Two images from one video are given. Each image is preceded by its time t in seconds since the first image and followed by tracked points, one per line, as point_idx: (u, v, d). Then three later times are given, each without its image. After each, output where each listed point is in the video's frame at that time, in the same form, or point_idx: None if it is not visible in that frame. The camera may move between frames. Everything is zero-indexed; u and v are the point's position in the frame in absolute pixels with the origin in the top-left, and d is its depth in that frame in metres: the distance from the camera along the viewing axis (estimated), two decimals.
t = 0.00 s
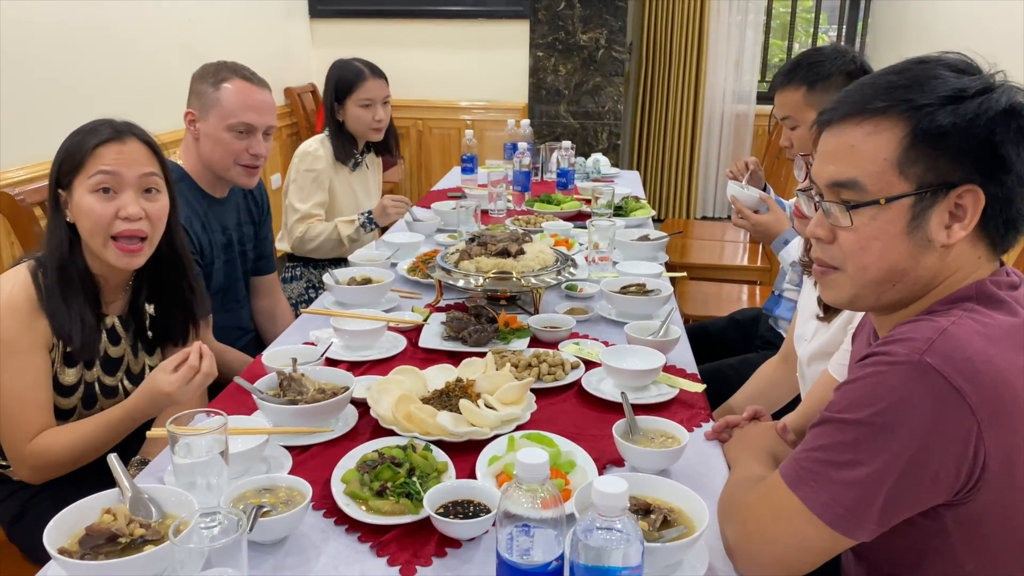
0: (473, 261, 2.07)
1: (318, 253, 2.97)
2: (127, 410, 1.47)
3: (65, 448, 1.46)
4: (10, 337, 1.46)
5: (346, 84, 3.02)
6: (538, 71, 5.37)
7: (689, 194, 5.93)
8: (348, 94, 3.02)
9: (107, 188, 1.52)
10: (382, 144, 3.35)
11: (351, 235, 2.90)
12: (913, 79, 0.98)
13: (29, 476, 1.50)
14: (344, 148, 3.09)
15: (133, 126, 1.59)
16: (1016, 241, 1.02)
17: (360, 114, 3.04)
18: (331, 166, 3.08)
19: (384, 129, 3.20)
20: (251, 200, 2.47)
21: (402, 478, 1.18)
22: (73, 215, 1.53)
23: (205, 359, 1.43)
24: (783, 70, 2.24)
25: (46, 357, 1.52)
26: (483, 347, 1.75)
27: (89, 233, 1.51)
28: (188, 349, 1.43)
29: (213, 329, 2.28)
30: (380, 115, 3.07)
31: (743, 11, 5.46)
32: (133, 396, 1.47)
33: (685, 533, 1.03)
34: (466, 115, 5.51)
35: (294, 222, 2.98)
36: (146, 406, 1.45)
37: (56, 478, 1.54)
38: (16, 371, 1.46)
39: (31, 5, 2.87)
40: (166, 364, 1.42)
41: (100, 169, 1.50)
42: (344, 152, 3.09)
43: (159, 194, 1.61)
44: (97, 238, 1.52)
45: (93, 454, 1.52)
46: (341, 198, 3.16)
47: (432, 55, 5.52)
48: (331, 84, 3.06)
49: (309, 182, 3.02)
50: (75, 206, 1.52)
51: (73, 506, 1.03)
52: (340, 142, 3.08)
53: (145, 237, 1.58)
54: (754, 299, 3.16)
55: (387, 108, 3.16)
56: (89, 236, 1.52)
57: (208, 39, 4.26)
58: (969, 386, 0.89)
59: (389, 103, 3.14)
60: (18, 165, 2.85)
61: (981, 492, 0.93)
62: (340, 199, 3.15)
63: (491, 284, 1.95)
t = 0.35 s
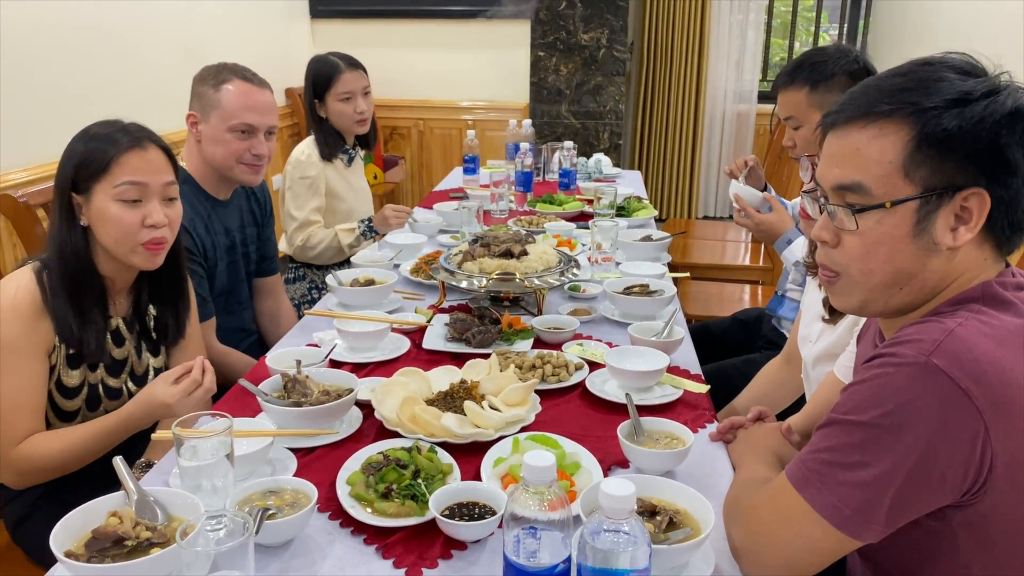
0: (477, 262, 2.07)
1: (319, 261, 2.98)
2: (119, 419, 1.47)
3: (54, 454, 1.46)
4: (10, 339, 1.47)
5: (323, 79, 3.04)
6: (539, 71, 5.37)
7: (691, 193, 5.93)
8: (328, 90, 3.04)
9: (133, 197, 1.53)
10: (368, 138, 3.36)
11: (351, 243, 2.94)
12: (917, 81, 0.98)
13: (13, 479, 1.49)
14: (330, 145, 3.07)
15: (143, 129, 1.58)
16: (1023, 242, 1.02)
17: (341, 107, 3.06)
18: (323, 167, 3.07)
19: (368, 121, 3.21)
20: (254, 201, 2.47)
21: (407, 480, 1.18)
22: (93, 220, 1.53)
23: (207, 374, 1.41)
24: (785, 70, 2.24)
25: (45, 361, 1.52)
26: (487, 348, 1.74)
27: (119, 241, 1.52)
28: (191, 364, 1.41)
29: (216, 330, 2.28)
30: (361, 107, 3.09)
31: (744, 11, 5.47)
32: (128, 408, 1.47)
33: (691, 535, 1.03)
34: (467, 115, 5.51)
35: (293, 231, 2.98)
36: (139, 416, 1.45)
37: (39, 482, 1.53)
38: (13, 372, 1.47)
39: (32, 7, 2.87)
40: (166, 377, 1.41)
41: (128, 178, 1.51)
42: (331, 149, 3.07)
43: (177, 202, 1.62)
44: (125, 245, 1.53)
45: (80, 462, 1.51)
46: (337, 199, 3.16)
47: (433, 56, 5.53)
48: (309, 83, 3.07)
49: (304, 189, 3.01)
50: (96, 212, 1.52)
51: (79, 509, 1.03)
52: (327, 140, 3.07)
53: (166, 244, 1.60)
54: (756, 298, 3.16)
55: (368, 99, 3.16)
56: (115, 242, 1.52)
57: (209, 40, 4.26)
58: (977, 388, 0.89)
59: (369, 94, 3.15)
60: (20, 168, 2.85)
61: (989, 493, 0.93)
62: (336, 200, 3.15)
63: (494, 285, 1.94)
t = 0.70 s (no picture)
0: (480, 262, 2.07)
1: (321, 256, 2.99)
2: (102, 347, 1.42)
3: (58, 413, 1.43)
4: (12, 330, 1.48)
5: (308, 79, 3.03)
6: (540, 68, 5.35)
7: (693, 190, 5.90)
8: (313, 88, 3.03)
9: (131, 194, 1.52)
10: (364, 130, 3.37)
11: (348, 237, 2.92)
12: (920, 80, 0.97)
13: (41, 462, 1.48)
14: (325, 143, 3.06)
15: (144, 128, 1.58)
16: None
17: (328, 105, 3.05)
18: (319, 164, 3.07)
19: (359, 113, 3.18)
20: (257, 201, 2.47)
21: (411, 481, 1.18)
22: (89, 214, 1.53)
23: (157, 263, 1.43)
24: (787, 67, 2.23)
25: (50, 352, 1.52)
26: (490, 348, 1.74)
27: (120, 237, 1.53)
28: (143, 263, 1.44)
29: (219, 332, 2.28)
30: (347, 101, 3.06)
31: (745, 6, 5.46)
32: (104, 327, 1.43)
33: (696, 535, 1.03)
34: (468, 113, 5.49)
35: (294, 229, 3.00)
36: (116, 329, 1.42)
37: (69, 459, 1.50)
38: (19, 363, 1.47)
39: (33, 9, 2.87)
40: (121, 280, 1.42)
41: (125, 175, 1.51)
42: (326, 147, 3.07)
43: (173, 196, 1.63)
44: (125, 241, 1.54)
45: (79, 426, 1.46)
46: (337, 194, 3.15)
47: (434, 54, 5.52)
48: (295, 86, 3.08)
49: (301, 188, 3.01)
50: (93, 208, 1.52)
51: (84, 513, 1.03)
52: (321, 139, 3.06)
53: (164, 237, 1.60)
54: (759, 295, 3.15)
55: (354, 91, 3.14)
56: (115, 237, 1.53)
57: (210, 40, 4.25)
58: (982, 387, 0.88)
59: (355, 87, 3.12)
60: (21, 170, 2.85)
61: (994, 492, 0.93)
62: (336, 195, 3.15)
63: (497, 285, 1.94)
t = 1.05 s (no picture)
0: (482, 256, 2.06)
1: (347, 243, 3.09)
2: (127, 380, 1.47)
3: (74, 431, 1.45)
4: (20, 333, 1.47)
5: (311, 71, 3.05)
6: (541, 63, 5.35)
7: (695, 184, 5.88)
8: (315, 82, 3.03)
9: (125, 192, 1.52)
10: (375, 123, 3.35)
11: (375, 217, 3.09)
12: (921, 70, 0.97)
13: (42, 467, 1.48)
14: (328, 132, 3.09)
15: (145, 123, 1.58)
16: None
17: (330, 98, 3.04)
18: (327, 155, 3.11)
19: (365, 105, 3.16)
20: (259, 198, 2.47)
21: (415, 475, 1.18)
22: (86, 211, 1.53)
23: (192, 311, 1.49)
24: (789, 59, 2.22)
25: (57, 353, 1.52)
26: (493, 342, 1.74)
27: (110, 236, 1.53)
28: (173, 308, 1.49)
29: (222, 328, 2.28)
30: (348, 94, 3.04)
31: None
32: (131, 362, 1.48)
33: (701, 526, 1.03)
34: (469, 108, 5.47)
35: (319, 214, 3.02)
36: (144, 372, 1.47)
37: (71, 468, 1.52)
38: (26, 365, 1.47)
39: (33, 6, 2.87)
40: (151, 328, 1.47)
41: (121, 172, 1.51)
42: (328, 136, 3.09)
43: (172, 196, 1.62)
44: (114, 241, 1.53)
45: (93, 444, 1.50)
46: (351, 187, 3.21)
47: (435, 50, 5.52)
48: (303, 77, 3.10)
49: (316, 175, 3.05)
50: (89, 206, 1.52)
51: (89, 507, 1.03)
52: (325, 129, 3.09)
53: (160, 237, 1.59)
54: (762, 288, 3.15)
55: (360, 84, 3.10)
56: (108, 234, 1.53)
57: (210, 37, 4.25)
58: (987, 376, 0.88)
59: (359, 81, 3.09)
60: (23, 167, 2.85)
61: (999, 482, 0.92)
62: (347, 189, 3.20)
63: (499, 279, 1.94)
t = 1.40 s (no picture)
0: (484, 250, 2.06)
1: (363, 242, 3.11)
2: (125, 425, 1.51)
3: (64, 455, 1.50)
4: (22, 337, 1.48)
5: (343, 66, 3.06)
6: (542, 58, 5.37)
7: (696, 178, 5.88)
8: (344, 76, 3.06)
9: (111, 178, 1.51)
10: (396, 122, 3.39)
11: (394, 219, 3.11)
12: (922, 62, 0.96)
13: (26, 472, 1.53)
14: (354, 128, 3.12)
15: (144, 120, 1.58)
16: None
17: (358, 94, 3.07)
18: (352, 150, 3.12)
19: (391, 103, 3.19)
20: (260, 194, 2.46)
21: (417, 468, 1.18)
22: (81, 208, 1.53)
23: (206, 387, 1.45)
24: (790, 51, 2.21)
25: (58, 357, 1.53)
26: (494, 336, 1.74)
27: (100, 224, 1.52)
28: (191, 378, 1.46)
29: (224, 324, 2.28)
30: (376, 90, 3.07)
31: None
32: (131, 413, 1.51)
33: (703, 519, 1.03)
34: (470, 103, 5.45)
35: (347, 206, 3.01)
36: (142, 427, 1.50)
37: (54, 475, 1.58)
38: (24, 370, 1.49)
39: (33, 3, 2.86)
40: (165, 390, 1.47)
41: (103, 159, 1.50)
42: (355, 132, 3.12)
43: (165, 182, 1.59)
44: (109, 230, 1.52)
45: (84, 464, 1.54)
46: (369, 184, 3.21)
47: (435, 45, 5.51)
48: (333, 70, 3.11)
49: (342, 171, 3.03)
50: (81, 199, 1.52)
51: (92, 502, 1.03)
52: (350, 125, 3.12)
53: (153, 225, 1.57)
54: (763, 282, 3.14)
55: (388, 82, 3.13)
56: (105, 233, 1.52)
57: (210, 33, 4.24)
58: (989, 367, 0.88)
59: (387, 78, 3.12)
60: (24, 164, 2.85)
61: (1002, 473, 0.92)
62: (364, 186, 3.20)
63: (501, 273, 1.93)
